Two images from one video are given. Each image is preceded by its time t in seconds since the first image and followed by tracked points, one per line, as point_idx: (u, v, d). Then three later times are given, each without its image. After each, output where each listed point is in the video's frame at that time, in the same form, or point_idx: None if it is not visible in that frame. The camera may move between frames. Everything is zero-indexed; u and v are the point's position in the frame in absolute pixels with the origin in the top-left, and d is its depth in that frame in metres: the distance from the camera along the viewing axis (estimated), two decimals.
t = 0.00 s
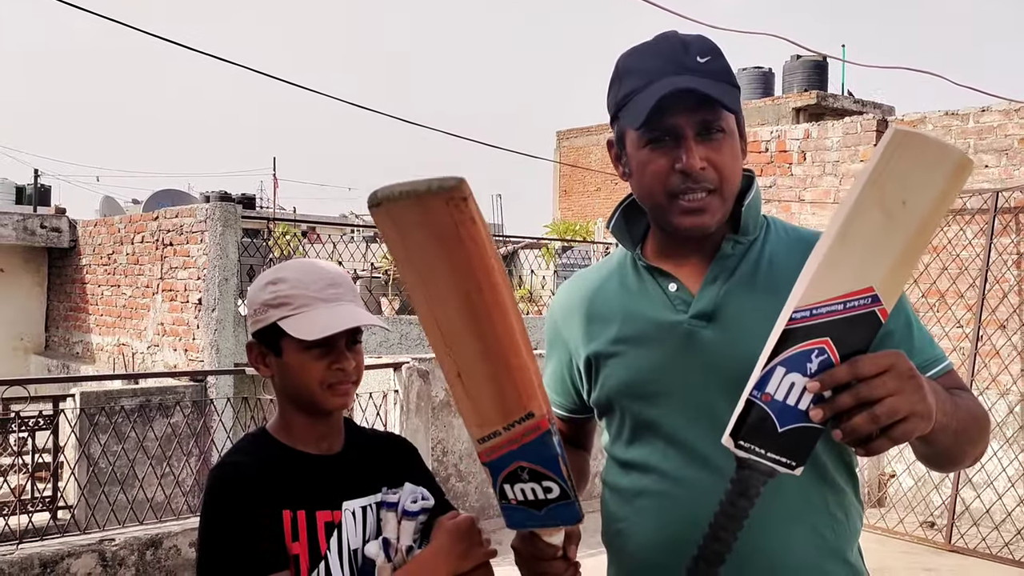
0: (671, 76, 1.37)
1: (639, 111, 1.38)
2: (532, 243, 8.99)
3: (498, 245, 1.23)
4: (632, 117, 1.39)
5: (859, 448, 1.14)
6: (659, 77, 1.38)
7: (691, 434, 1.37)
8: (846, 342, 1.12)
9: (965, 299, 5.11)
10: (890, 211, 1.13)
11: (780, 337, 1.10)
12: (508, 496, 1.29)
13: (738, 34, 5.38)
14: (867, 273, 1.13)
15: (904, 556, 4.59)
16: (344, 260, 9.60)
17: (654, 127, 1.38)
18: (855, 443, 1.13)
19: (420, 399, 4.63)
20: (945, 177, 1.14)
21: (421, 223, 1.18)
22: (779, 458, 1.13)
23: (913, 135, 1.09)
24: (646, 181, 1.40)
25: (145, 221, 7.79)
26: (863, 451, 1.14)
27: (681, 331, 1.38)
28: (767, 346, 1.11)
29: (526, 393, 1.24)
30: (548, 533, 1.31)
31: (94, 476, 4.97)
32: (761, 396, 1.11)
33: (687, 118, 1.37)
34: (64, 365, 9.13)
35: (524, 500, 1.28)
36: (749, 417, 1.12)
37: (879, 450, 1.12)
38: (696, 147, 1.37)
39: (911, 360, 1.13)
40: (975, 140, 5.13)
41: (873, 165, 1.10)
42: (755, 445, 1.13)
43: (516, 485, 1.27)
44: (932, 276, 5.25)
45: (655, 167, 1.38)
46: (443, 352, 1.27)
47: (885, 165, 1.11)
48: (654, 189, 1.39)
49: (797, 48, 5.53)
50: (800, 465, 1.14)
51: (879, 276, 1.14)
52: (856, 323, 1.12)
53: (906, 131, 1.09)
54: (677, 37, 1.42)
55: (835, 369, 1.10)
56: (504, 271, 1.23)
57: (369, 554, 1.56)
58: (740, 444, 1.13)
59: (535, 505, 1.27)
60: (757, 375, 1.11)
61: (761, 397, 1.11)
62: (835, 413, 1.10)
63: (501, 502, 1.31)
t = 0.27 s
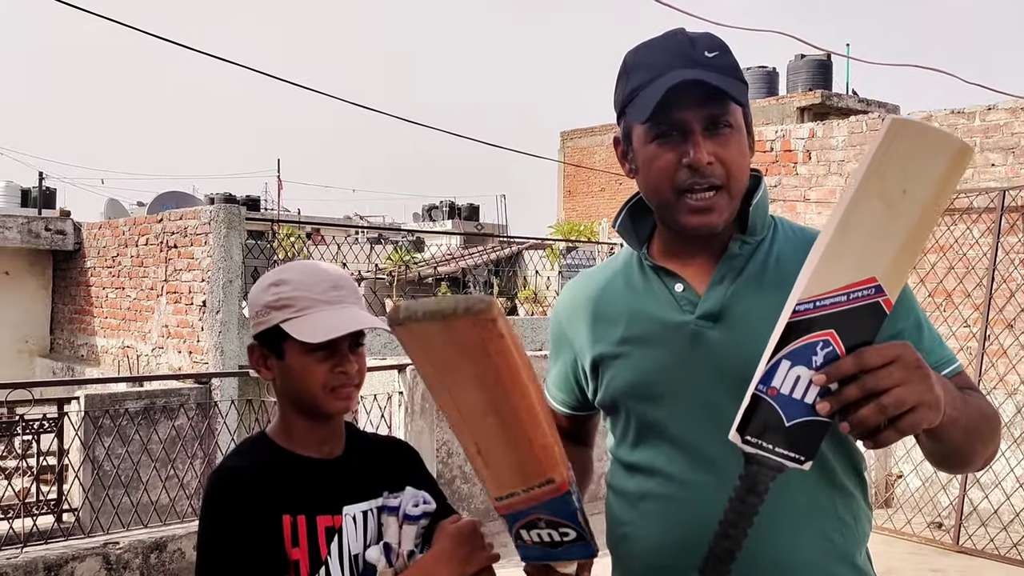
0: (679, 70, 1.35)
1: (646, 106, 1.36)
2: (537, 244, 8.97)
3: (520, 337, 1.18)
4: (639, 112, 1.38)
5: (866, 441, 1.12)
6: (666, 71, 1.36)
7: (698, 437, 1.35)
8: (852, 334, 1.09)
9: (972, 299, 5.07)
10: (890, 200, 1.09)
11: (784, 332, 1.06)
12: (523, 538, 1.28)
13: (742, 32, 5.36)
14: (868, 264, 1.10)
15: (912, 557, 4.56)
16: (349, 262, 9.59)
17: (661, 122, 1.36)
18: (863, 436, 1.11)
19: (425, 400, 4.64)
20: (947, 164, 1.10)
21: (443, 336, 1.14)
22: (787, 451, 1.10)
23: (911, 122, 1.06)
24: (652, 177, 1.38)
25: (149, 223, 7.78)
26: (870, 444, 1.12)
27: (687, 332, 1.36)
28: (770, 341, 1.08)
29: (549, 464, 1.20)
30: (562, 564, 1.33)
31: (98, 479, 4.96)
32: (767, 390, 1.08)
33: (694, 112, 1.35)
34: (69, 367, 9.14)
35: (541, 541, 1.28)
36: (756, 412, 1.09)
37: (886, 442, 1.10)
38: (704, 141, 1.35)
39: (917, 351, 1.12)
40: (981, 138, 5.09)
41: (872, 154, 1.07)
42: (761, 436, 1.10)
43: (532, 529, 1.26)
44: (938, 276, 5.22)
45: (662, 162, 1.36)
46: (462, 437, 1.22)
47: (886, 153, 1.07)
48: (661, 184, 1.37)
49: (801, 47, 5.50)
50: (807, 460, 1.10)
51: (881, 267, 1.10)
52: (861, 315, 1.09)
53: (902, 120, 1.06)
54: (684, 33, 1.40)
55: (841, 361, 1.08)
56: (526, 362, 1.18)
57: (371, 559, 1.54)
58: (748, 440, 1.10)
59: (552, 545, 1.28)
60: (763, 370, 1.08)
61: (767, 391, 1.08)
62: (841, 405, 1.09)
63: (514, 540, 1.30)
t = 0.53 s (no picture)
0: (687, 72, 1.33)
1: (654, 108, 1.34)
2: (540, 245, 8.95)
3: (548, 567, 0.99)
4: (647, 114, 1.35)
5: (872, 410, 1.08)
6: (673, 72, 1.34)
7: (706, 441, 1.32)
8: (853, 301, 1.06)
9: (978, 300, 5.04)
10: (884, 166, 1.04)
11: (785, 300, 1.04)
12: None
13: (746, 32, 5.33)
14: (865, 230, 1.05)
15: (919, 560, 4.53)
16: (352, 264, 9.57)
17: (669, 124, 1.34)
18: (868, 404, 1.08)
19: (428, 403, 4.59)
20: (941, 126, 1.04)
21: None
22: (795, 424, 1.05)
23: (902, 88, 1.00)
24: (660, 180, 1.36)
25: (151, 225, 7.77)
26: (878, 413, 1.08)
27: (694, 334, 1.33)
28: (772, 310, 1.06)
29: None
30: None
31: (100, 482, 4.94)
32: (770, 360, 1.05)
33: (702, 115, 1.33)
34: (71, 369, 9.13)
35: None
36: (758, 384, 1.06)
37: (893, 409, 1.07)
38: (713, 145, 1.32)
39: (921, 318, 1.09)
40: (987, 138, 5.06)
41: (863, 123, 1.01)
42: (770, 409, 1.05)
43: None
44: (944, 276, 5.19)
45: (670, 166, 1.34)
46: None
47: (878, 119, 1.02)
48: (669, 189, 1.35)
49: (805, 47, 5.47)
50: (814, 431, 1.05)
51: (881, 233, 1.06)
52: (864, 282, 1.06)
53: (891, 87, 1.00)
54: (691, 30, 1.37)
55: (845, 329, 1.05)
56: None
57: (371, 566, 1.54)
58: (752, 412, 1.06)
59: None
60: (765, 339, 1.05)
61: (770, 361, 1.05)
62: (847, 374, 1.05)
63: None
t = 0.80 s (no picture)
0: (691, 80, 1.31)
1: (659, 117, 1.32)
2: (543, 247, 8.94)
3: None
4: (650, 122, 1.34)
5: (872, 392, 1.07)
6: (678, 81, 1.32)
7: (711, 447, 1.30)
8: (852, 281, 1.05)
9: (983, 301, 5.02)
10: (884, 145, 1.03)
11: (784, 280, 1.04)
12: None
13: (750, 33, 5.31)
14: (863, 210, 1.05)
15: (925, 563, 4.50)
16: (355, 266, 9.57)
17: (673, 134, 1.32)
18: (866, 386, 1.06)
19: (431, 406, 4.56)
20: (942, 107, 1.03)
21: None
22: (793, 405, 1.02)
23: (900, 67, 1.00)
24: (664, 189, 1.34)
25: (154, 229, 7.78)
26: (876, 394, 1.07)
27: (698, 340, 1.31)
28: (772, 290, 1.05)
29: None
30: None
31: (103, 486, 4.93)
32: (769, 341, 1.04)
33: (707, 126, 1.30)
34: (75, 373, 9.14)
35: None
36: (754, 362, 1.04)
37: (892, 389, 1.05)
38: (718, 155, 1.30)
39: (921, 301, 1.08)
40: (991, 139, 5.03)
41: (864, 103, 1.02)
42: (769, 390, 1.03)
43: None
44: (949, 278, 5.16)
45: (674, 175, 1.32)
46: None
47: (878, 101, 1.02)
48: (673, 198, 1.34)
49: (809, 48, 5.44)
50: (812, 412, 1.03)
51: (881, 213, 1.05)
52: (862, 262, 1.06)
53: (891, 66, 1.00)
54: (695, 36, 1.35)
55: (844, 310, 1.04)
56: None
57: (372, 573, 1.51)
58: (750, 392, 1.04)
59: None
60: (764, 320, 1.04)
61: (769, 342, 1.04)
62: (845, 354, 1.04)
63: None
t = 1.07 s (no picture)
0: (691, 77, 1.31)
1: (660, 113, 1.32)
2: (546, 248, 8.93)
3: None
4: (650, 119, 1.34)
5: (867, 390, 1.07)
6: (679, 78, 1.32)
7: (712, 448, 1.30)
8: (851, 280, 1.07)
9: (986, 302, 5.01)
10: (887, 145, 1.06)
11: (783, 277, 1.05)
12: None
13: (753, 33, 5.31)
14: (865, 210, 1.07)
15: (928, 564, 4.49)
16: (357, 267, 9.57)
17: (672, 131, 1.32)
18: (862, 383, 1.06)
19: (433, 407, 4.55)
20: (943, 111, 1.07)
21: None
22: (788, 401, 1.05)
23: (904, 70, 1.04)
24: (662, 186, 1.34)
25: (157, 230, 7.78)
26: (870, 392, 1.07)
27: (699, 341, 1.31)
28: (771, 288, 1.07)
29: None
30: None
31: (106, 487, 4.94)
32: (766, 337, 1.05)
33: (706, 124, 1.31)
34: (79, 374, 9.15)
35: None
36: (752, 358, 1.06)
37: (886, 388, 1.05)
38: (717, 152, 1.30)
39: (919, 301, 1.09)
40: (994, 139, 5.02)
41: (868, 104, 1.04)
42: (765, 385, 1.05)
43: None
44: (952, 278, 5.15)
45: (673, 172, 1.32)
46: None
47: (882, 102, 1.05)
48: (671, 196, 1.33)
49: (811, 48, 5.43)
50: (808, 409, 1.06)
51: (882, 213, 1.08)
52: (861, 261, 1.08)
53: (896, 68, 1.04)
54: (696, 36, 1.36)
55: (841, 308, 1.05)
56: None
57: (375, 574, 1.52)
58: (747, 387, 1.06)
59: None
60: (762, 316, 1.06)
61: (767, 338, 1.05)
62: (842, 352, 1.05)
63: None
